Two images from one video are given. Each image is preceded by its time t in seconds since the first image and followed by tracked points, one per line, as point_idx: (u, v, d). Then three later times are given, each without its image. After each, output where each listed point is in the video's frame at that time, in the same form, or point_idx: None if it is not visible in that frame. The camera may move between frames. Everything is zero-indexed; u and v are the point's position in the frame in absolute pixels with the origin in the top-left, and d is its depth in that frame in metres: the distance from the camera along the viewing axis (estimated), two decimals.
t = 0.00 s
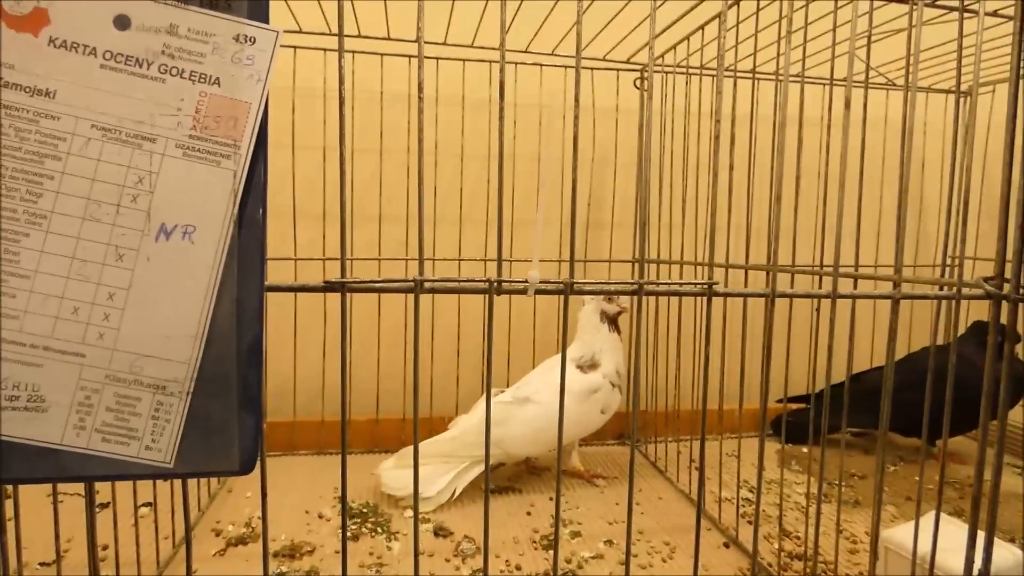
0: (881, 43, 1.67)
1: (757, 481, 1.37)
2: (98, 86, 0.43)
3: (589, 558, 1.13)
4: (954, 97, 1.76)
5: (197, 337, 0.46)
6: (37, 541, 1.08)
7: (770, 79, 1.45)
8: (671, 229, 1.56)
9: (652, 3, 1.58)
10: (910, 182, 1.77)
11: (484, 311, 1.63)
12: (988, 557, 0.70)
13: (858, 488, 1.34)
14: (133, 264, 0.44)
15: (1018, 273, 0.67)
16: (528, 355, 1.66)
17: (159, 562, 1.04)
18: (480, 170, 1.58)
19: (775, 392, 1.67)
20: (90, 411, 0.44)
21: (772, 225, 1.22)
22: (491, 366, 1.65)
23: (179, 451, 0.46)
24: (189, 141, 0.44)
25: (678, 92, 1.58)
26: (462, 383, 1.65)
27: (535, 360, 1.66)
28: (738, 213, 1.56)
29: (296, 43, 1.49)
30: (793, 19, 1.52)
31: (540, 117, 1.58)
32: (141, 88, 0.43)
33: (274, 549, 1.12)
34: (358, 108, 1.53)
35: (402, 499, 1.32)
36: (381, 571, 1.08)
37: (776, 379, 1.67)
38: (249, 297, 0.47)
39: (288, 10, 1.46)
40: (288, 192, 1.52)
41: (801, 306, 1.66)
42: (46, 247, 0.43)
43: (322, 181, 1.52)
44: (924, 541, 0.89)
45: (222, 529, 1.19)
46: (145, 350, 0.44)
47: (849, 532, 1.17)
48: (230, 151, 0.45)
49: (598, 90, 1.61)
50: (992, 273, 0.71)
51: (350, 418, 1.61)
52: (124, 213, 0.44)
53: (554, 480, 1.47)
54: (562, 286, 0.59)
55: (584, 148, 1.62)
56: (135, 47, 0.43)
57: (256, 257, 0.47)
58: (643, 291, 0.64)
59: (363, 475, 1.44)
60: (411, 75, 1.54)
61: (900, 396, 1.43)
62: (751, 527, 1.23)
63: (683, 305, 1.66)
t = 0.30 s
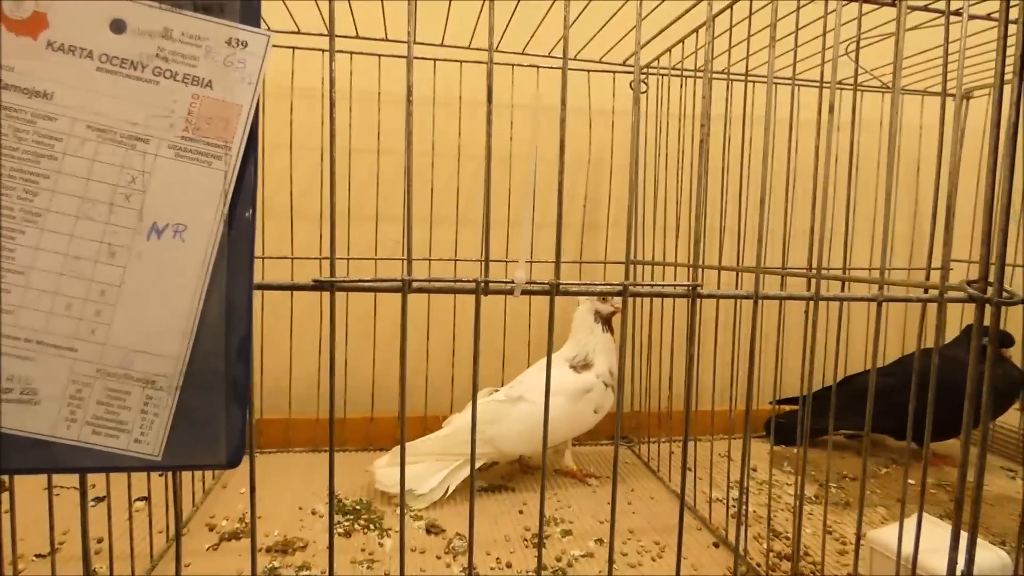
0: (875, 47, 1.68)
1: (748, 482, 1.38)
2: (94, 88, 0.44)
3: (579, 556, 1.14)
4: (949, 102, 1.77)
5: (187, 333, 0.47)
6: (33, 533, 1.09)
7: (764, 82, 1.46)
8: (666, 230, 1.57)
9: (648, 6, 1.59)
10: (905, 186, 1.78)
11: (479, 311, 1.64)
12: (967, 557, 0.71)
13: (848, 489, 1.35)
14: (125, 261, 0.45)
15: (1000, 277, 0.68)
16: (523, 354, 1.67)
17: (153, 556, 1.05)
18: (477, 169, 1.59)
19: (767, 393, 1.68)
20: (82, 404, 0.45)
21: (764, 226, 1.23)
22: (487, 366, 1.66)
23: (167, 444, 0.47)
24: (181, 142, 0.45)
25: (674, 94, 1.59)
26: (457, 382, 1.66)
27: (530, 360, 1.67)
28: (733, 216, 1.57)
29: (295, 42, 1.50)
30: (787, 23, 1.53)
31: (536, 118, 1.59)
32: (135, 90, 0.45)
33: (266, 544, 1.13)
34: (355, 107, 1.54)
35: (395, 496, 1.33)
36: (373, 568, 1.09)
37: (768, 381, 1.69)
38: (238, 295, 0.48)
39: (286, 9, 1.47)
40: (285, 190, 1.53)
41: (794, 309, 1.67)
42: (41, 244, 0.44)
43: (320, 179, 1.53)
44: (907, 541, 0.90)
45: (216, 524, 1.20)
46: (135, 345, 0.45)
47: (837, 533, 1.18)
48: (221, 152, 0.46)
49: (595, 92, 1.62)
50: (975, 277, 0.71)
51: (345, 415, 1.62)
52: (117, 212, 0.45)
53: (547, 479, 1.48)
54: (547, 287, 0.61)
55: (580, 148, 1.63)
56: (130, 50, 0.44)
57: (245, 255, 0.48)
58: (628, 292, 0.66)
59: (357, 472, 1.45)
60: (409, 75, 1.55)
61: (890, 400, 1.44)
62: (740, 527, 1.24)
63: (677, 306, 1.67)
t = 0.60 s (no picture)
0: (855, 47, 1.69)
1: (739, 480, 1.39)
2: (68, 94, 0.44)
3: (569, 556, 1.14)
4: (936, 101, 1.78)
5: (162, 336, 0.47)
6: (23, 539, 1.09)
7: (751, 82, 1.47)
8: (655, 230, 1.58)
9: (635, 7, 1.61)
10: (893, 185, 1.79)
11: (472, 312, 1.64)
12: (949, 552, 0.71)
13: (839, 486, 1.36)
14: (100, 265, 0.45)
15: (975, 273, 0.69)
16: (516, 354, 1.67)
17: (143, 560, 1.05)
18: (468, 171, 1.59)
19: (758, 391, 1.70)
20: (57, 408, 0.45)
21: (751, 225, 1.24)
22: (479, 366, 1.66)
23: (143, 446, 0.48)
24: (155, 147, 0.46)
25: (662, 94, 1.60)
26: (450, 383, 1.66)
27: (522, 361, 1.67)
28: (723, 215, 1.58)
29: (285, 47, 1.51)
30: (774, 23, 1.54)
31: (525, 119, 1.60)
32: (109, 96, 0.45)
33: (257, 547, 1.13)
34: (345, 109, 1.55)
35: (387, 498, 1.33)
36: (364, 569, 1.09)
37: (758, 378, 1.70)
38: (213, 298, 0.49)
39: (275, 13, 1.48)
40: (276, 194, 1.54)
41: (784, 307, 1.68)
42: (15, 248, 0.44)
43: (311, 182, 1.54)
44: (890, 537, 0.91)
45: (208, 527, 1.21)
46: (110, 348, 0.46)
47: (827, 530, 1.19)
48: (195, 156, 0.47)
49: (584, 94, 1.63)
50: (952, 274, 0.73)
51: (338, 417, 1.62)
52: (91, 217, 0.45)
53: (539, 479, 1.48)
54: (524, 288, 0.63)
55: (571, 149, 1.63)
56: (103, 56, 0.45)
57: (220, 258, 0.49)
58: (605, 291, 0.68)
59: (350, 474, 1.45)
60: (399, 77, 1.56)
61: (878, 395, 1.46)
62: (731, 525, 1.25)
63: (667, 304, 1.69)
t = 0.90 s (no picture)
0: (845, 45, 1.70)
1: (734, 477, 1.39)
2: (48, 96, 0.44)
3: (563, 555, 1.14)
4: (927, 98, 1.78)
5: (145, 337, 0.47)
6: (17, 543, 1.09)
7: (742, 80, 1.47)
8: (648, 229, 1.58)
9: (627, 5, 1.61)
10: (886, 182, 1.80)
11: (466, 311, 1.64)
12: (937, 548, 0.72)
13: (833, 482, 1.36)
14: (82, 267, 0.45)
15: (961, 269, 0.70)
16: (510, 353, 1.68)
17: (138, 562, 1.05)
18: (461, 171, 1.59)
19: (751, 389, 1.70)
20: (40, 409, 0.46)
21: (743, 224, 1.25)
22: (474, 366, 1.66)
23: (126, 447, 0.48)
24: (136, 148, 0.46)
25: (655, 93, 1.61)
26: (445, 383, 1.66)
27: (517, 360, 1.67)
28: (716, 213, 1.58)
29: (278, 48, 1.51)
30: (764, 21, 1.55)
31: (519, 119, 1.61)
32: (90, 98, 0.45)
33: (252, 549, 1.13)
34: (338, 111, 1.55)
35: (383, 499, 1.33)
36: (358, 570, 1.09)
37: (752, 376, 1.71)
38: (195, 298, 0.49)
39: (267, 15, 1.48)
40: (270, 195, 1.54)
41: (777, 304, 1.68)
42: None
43: (304, 183, 1.55)
44: (879, 532, 0.91)
45: (202, 529, 1.21)
46: (93, 349, 0.46)
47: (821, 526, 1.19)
48: (177, 157, 0.47)
49: (576, 93, 1.63)
50: (938, 269, 0.74)
51: (334, 418, 1.62)
52: (73, 218, 0.45)
53: (534, 478, 1.49)
54: (509, 286, 0.64)
55: (565, 148, 1.64)
56: (84, 58, 0.45)
57: (202, 258, 0.49)
58: (591, 289, 0.69)
59: (345, 475, 1.46)
60: (391, 79, 1.56)
61: (872, 392, 1.46)
62: (725, 522, 1.25)
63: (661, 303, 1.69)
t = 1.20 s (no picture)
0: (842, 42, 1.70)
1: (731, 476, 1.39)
2: (35, 89, 0.44)
3: (560, 554, 1.14)
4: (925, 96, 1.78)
5: (134, 334, 0.47)
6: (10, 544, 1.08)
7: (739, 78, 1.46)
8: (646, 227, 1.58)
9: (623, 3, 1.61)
10: (884, 180, 1.80)
11: (463, 309, 1.63)
12: (936, 547, 0.71)
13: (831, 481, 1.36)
14: (70, 262, 0.45)
15: (959, 266, 0.70)
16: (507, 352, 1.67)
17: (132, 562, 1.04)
18: (457, 169, 1.58)
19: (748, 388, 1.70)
20: (28, 407, 0.45)
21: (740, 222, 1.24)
22: (471, 364, 1.66)
23: (115, 445, 0.47)
24: (125, 142, 0.45)
25: (651, 91, 1.60)
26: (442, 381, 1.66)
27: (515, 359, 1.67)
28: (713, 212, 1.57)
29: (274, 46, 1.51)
30: (761, 19, 1.55)
31: (515, 117, 1.60)
32: (78, 91, 0.44)
33: (247, 549, 1.12)
34: (334, 110, 1.55)
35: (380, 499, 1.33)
36: (354, 569, 1.08)
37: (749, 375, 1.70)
38: (185, 293, 0.48)
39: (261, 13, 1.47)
40: (265, 194, 1.53)
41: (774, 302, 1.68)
42: None
43: (300, 182, 1.54)
44: (877, 530, 0.91)
45: (198, 529, 1.20)
46: (82, 346, 0.45)
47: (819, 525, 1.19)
48: (166, 151, 0.46)
49: (573, 91, 1.63)
50: (935, 266, 0.73)
51: (331, 417, 1.62)
52: (61, 213, 0.44)
53: (532, 477, 1.48)
54: (504, 282, 0.64)
55: (562, 146, 1.63)
56: (71, 50, 0.44)
57: (193, 253, 0.48)
58: (586, 285, 0.68)
59: (341, 474, 1.45)
60: (387, 77, 1.55)
61: (870, 391, 1.46)
62: (722, 521, 1.24)
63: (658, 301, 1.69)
